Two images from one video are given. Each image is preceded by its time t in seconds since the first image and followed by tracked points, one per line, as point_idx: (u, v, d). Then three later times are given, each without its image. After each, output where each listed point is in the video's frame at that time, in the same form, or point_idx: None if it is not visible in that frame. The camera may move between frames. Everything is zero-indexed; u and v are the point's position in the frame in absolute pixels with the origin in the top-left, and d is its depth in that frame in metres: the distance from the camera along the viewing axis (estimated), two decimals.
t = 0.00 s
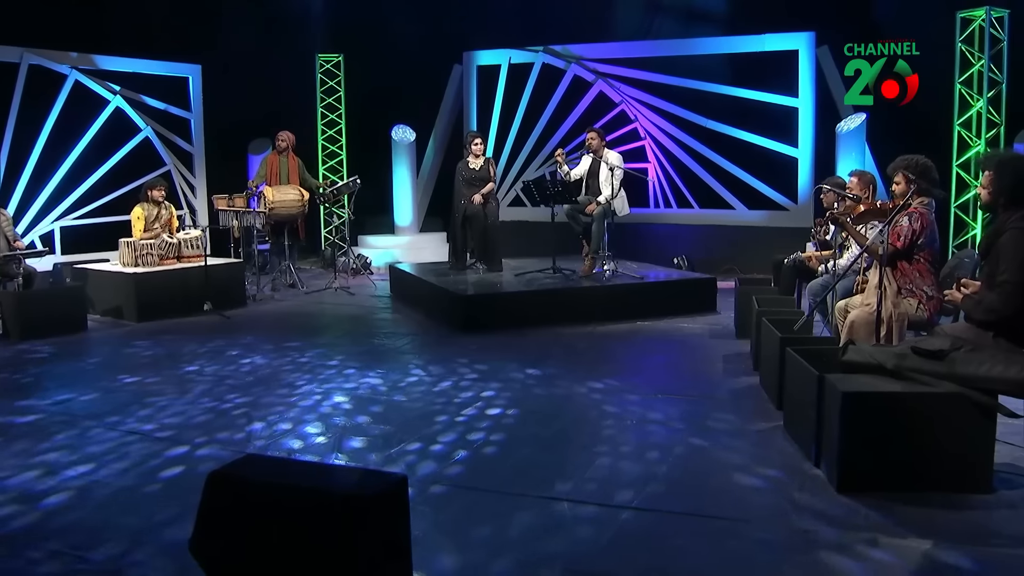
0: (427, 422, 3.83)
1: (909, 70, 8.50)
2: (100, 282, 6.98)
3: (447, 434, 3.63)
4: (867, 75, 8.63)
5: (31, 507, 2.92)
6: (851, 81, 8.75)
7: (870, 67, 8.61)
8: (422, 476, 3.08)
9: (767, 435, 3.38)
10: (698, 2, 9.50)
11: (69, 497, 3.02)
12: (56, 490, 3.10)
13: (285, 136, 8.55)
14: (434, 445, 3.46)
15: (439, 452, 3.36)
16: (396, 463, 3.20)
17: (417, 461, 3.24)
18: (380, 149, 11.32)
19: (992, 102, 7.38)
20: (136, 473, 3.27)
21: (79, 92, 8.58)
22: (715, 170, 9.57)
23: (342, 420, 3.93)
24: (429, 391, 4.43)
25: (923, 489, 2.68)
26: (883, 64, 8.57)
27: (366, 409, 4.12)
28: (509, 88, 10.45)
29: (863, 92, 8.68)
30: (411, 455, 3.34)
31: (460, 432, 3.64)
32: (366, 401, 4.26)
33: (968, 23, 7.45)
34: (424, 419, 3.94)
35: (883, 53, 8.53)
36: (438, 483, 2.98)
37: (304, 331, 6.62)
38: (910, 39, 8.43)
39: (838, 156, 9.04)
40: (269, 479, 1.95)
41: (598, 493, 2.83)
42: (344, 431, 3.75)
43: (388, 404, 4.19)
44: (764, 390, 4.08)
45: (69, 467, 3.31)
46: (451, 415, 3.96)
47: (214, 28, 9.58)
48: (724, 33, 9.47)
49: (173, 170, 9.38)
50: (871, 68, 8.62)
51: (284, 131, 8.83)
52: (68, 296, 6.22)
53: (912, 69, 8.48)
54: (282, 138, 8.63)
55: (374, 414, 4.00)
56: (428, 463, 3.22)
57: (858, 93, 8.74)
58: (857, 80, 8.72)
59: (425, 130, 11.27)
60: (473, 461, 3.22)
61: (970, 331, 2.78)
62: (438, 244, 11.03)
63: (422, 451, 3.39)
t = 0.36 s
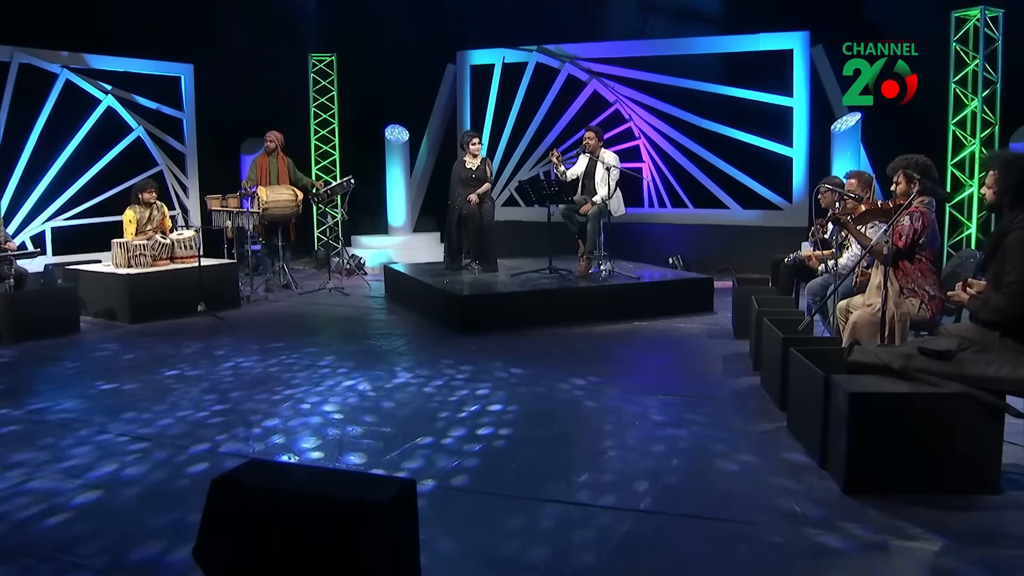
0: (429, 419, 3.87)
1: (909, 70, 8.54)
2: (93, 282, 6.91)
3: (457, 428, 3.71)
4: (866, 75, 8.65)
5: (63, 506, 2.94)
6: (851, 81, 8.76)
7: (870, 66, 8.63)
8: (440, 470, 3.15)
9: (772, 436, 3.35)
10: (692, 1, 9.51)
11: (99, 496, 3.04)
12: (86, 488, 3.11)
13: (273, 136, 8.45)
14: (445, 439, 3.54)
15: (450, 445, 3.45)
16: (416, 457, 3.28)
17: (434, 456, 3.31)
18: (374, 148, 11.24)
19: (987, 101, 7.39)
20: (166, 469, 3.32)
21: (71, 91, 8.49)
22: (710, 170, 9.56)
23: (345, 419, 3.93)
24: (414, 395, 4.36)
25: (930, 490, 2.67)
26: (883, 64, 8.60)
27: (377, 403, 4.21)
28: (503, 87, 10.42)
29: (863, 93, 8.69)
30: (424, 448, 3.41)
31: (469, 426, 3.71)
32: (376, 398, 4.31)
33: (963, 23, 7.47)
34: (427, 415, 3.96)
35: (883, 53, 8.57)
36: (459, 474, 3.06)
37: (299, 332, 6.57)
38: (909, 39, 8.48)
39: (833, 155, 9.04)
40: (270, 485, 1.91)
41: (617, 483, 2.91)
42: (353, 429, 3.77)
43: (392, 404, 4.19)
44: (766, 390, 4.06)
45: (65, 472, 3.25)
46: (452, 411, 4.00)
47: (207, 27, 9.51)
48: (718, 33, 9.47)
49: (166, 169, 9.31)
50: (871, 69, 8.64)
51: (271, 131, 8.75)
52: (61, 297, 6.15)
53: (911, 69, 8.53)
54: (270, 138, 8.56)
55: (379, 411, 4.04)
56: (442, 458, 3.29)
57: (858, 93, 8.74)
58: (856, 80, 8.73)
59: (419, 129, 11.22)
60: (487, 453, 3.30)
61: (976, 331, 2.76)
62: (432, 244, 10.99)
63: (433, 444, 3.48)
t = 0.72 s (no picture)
0: (431, 415, 3.93)
1: (907, 70, 8.57)
2: (84, 282, 6.83)
3: (463, 423, 3.78)
4: (867, 75, 8.64)
5: (93, 503, 2.90)
6: (851, 80, 8.76)
7: (870, 66, 8.63)
8: (457, 461, 3.22)
9: (778, 438, 3.31)
10: None
11: (133, 493, 3.00)
12: (114, 485, 3.08)
13: (263, 134, 8.44)
14: (454, 433, 3.60)
15: (460, 438, 3.51)
16: (434, 450, 3.34)
17: (445, 449, 3.37)
18: (367, 147, 11.17)
19: (982, 101, 7.40)
20: (192, 464, 3.29)
21: (61, 89, 8.39)
22: (704, 169, 9.55)
23: (355, 411, 4.01)
24: (405, 398, 4.28)
25: (938, 491, 2.64)
26: (883, 64, 8.60)
27: (378, 401, 4.21)
28: (497, 86, 10.38)
29: (863, 93, 8.69)
30: (433, 442, 3.47)
31: (476, 420, 3.78)
32: (378, 394, 4.34)
33: (958, 23, 7.48)
34: (427, 415, 3.95)
35: (883, 53, 8.56)
36: (478, 465, 3.13)
37: (294, 332, 6.50)
38: (908, 40, 8.50)
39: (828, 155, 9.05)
40: (278, 489, 1.87)
41: (631, 474, 2.99)
42: (355, 422, 3.84)
43: (400, 398, 4.26)
44: (767, 391, 4.04)
45: (60, 474, 3.19)
46: (451, 409, 4.03)
47: (198, 24, 9.42)
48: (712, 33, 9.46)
49: (157, 168, 9.23)
50: (871, 68, 8.64)
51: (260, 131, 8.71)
52: (52, 296, 6.07)
53: (909, 70, 8.55)
54: (260, 137, 8.52)
55: (380, 411, 4.01)
56: (456, 450, 3.36)
57: (858, 94, 8.74)
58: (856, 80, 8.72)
59: (412, 128, 11.16)
60: (497, 446, 3.38)
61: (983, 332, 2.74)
62: (425, 244, 10.93)
63: (443, 438, 3.53)
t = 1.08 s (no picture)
0: (434, 410, 3.99)
1: (905, 70, 8.59)
2: (73, 282, 6.74)
3: (465, 419, 3.85)
4: (867, 75, 8.60)
5: (123, 498, 2.91)
6: (851, 81, 8.72)
7: (870, 66, 8.60)
8: (470, 454, 3.29)
9: (780, 439, 3.29)
10: None
11: (161, 488, 3.02)
12: (141, 482, 3.08)
13: (253, 133, 8.34)
14: (457, 428, 3.67)
15: (464, 433, 3.59)
16: (448, 443, 3.41)
17: (455, 442, 3.45)
18: (357, 145, 11.10)
19: (974, 103, 7.44)
20: (188, 468, 3.23)
21: (49, 86, 8.29)
22: (696, 169, 9.54)
23: (342, 421, 3.83)
24: (427, 396, 4.30)
25: (946, 494, 2.62)
26: (883, 64, 8.58)
27: (368, 408, 4.05)
28: (488, 84, 10.34)
29: (864, 93, 8.65)
30: (440, 435, 3.54)
31: (478, 416, 3.85)
32: (367, 401, 4.18)
33: (950, 24, 7.51)
34: (425, 422, 3.81)
35: (884, 53, 8.55)
36: (490, 457, 3.21)
37: (286, 333, 6.43)
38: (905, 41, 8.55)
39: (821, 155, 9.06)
40: (283, 493, 1.83)
41: (641, 466, 3.06)
42: (346, 432, 3.65)
43: (388, 404, 4.11)
44: (766, 391, 4.03)
45: (52, 479, 3.12)
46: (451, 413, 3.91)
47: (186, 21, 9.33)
48: (703, 33, 9.46)
49: (146, 166, 9.14)
50: (871, 68, 8.60)
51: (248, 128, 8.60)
52: (39, 297, 5.97)
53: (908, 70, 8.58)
54: (249, 136, 8.42)
55: (380, 410, 4.00)
56: (466, 443, 3.43)
57: (858, 94, 8.70)
58: (857, 80, 8.68)
59: (403, 126, 11.11)
60: (502, 440, 3.47)
61: (988, 333, 2.72)
62: (416, 244, 10.87)
63: (449, 432, 3.60)
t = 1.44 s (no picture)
0: (427, 409, 4.05)
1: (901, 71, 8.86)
2: (65, 284, 6.65)
3: (469, 414, 3.94)
4: (868, 75, 8.73)
5: (143, 500, 2.95)
6: (852, 81, 8.79)
7: (871, 66, 8.73)
8: (482, 448, 3.39)
9: (785, 440, 3.27)
10: None
11: (193, 485, 3.11)
12: (176, 478, 3.18)
13: (244, 133, 8.26)
14: (460, 424, 3.76)
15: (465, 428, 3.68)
16: (459, 437, 3.52)
17: (464, 436, 3.55)
18: (350, 145, 11.03)
19: (969, 102, 7.44)
20: (190, 475, 3.18)
21: (38, 85, 8.20)
22: (691, 169, 9.53)
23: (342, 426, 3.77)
24: (421, 398, 4.26)
25: (957, 495, 2.60)
26: (883, 64, 8.75)
27: (361, 417, 3.95)
28: (481, 84, 10.31)
29: (866, 93, 8.77)
30: (446, 432, 3.64)
31: (480, 411, 3.95)
32: (361, 408, 4.09)
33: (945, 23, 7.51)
34: (424, 427, 3.76)
35: (883, 53, 8.71)
36: (502, 450, 3.31)
37: (280, 334, 6.37)
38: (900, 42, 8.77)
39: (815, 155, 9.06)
40: (286, 499, 1.80)
41: (650, 458, 3.14)
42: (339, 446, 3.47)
43: (380, 412, 4.01)
44: (769, 392, 4.02)
45: (49, 488, 3.06)
46: (453, 421, 3.81)
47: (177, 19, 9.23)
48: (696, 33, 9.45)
49: (137, 166, 9.07)
50: (872, 68, 8.75)
51: (240, 128, 8.53)
52: (30, 299, 5.89)
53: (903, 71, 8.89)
54: (241, 136, 8.34)
55: (383, 412, 3.98)
56: (474, 438, 3.53)
57: (859, 94, 8.82)
58: (859, 80, 8.77)
59: (395, 126, 11.05)
60: (507, 432, 3.59)
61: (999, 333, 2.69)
62: (409, 244, 10.81)
63: (452, 428, 3.69)
